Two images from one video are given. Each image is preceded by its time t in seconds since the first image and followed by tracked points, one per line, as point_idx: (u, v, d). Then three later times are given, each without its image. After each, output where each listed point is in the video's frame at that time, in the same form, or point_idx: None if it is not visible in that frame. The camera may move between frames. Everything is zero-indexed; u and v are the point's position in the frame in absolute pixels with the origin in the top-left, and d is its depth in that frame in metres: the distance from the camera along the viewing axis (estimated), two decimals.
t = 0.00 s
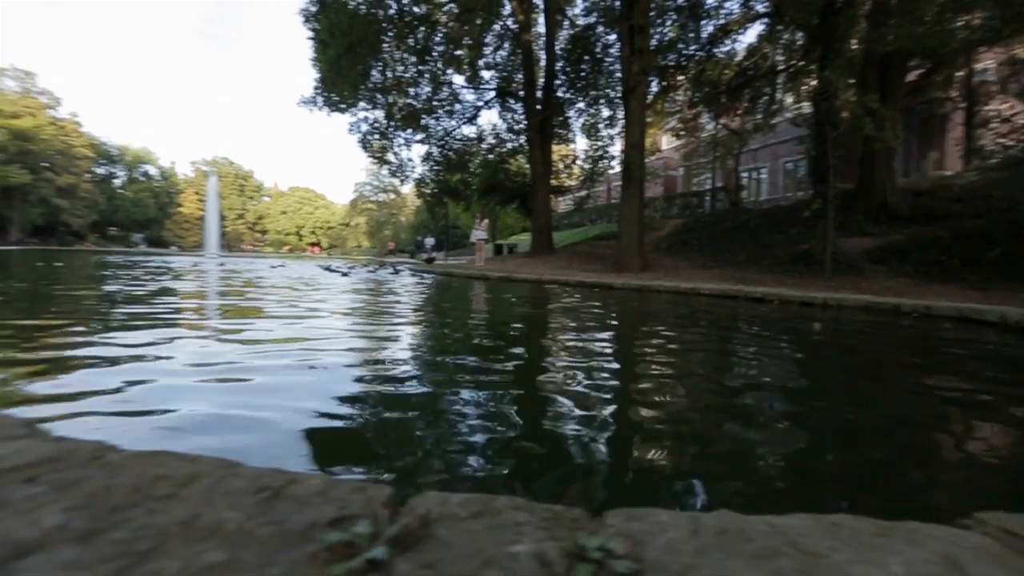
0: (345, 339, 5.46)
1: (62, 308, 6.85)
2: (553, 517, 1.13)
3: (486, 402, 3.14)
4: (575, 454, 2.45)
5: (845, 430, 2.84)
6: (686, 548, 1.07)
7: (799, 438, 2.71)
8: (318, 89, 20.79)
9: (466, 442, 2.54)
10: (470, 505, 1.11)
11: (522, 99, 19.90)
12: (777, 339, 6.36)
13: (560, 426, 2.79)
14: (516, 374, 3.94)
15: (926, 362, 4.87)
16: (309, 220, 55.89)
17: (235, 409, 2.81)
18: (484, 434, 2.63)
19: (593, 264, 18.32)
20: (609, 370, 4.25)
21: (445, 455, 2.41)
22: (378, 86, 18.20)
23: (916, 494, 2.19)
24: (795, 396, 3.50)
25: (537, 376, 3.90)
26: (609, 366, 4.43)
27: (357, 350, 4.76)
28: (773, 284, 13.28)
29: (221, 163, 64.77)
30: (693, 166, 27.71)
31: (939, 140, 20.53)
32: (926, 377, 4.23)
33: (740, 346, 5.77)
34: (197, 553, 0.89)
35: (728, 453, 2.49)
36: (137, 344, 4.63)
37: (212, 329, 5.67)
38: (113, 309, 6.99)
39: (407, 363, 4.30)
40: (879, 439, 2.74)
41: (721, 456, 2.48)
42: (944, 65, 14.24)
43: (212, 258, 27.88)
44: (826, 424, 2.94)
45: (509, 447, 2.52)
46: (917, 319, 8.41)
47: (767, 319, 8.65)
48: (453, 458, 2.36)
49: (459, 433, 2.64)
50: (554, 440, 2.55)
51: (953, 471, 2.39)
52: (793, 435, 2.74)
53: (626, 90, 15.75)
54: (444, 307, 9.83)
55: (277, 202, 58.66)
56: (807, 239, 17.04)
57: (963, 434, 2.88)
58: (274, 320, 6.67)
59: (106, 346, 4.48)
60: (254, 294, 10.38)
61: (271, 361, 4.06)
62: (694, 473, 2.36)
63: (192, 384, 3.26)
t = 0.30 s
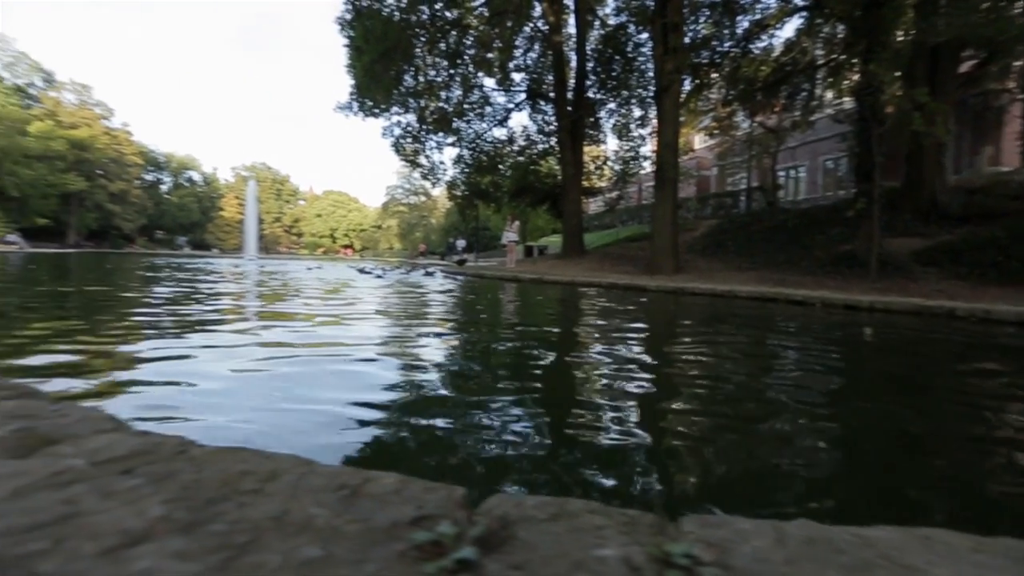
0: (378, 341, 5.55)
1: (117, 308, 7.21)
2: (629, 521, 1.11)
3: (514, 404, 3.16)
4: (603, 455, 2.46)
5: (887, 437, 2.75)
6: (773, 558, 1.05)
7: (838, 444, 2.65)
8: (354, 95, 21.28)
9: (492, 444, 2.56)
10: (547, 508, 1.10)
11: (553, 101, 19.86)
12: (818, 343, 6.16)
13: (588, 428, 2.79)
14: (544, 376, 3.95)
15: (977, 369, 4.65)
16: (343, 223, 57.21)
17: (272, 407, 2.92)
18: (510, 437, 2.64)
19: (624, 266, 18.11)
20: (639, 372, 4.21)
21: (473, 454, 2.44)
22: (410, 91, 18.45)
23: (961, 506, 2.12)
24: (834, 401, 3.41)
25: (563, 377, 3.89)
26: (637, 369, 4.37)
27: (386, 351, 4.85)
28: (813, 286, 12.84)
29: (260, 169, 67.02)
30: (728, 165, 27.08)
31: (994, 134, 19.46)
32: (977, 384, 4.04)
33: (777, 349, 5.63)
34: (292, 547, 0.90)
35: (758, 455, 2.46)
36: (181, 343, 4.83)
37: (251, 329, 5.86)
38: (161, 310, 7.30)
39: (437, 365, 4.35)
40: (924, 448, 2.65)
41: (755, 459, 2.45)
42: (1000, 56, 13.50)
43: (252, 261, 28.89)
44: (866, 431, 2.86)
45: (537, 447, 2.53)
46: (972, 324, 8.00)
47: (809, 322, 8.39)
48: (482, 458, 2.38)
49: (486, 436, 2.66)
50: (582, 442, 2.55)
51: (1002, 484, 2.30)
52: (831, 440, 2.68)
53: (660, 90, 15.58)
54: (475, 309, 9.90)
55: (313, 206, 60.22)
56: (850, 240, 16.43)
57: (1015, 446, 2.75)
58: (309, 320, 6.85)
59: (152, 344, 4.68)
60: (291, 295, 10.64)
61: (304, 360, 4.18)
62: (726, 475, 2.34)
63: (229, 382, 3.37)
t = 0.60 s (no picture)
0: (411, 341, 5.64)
1: (165, 309, 7.53)
2: (708, 529, 1.10)
3: (543, 403, 3.17)
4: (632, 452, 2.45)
5: (933, 438, 2.66)
6: (865, 570, 1.01)
7: (881, 445, 2.58)
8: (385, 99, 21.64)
9: (519, 442, 2.58)
10: (623, 513, 1.10)
11: (583, 101, 19.75)
12: (861, 346, 5.96)
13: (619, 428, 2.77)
14: (572, 377, 3.94)
15: None
16: (374, 226, 58.23)
17: (305, 404, 3.01)
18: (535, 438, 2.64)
19: (656, 267, 17.83)
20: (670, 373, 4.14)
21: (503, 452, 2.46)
22: (441, 95, 18.60)
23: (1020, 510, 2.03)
24: (877, 404, 3.30)
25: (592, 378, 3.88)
26: (668, 370, 4.31)
27: (418, 351, 4.93)
28: (854, 288, 12.35)
29: (295, 173, 68.86)
30: (763, 164, 26.37)
31: None
32: None
33: (818, 352, 5.45)
34: (380, 546, 0.92)
35: (799, 458, 2.40)
36: (221, 342, 5.00)
37: (287, 329, 6.04)
38: (203, 310, 7.58)
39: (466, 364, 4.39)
40: (974, 450, 2.55)
41: (793, 458, 2.41)
42: None
43: (288, 263, 29.68)
44: (914, 434, 2.76)
45: (567, 444, 2.54)
46: None
47: (853, 325, 8.10)
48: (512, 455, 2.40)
49: (513, 435, 2.68)
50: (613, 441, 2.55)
51: None
52: (874, 441, 2.61)
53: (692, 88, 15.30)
54: (504, 309, 9.92)
55: (345, 209, 61.51)
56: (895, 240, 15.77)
57: None
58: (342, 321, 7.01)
59: (195, 343, 4.86)
60: (326, 296, 10.88)
61: (338, 359, 4.29)
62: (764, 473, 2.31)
63: (268, 380, 3.48)
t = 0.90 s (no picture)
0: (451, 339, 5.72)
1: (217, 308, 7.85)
2: (812, 541, 1.05)
3: (579, 400, 3.16)
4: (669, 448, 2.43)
5: (1007, 444, 2.51)
6: None
7: (945, 447, 2.46)
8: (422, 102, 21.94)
9: (553, 436, 2.57)
10: (719, 522, 1.07)
11: (620, 98, 19.48)
12: (922, 349, 5.66)
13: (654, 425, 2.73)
14: (609, 375, 3.90)
15: None
16: (411, 226, 59.19)
17: (344, 399, 3.10)
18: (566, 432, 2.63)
19: (697, 267, 17.41)
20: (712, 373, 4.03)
21: (536, 447, 2.46)
22: (477, 96, 18.86)
23: None
24: (936, 409, 3.13)
25: (632, 377, 3.83)
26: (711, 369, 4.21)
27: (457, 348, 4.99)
28: (909, 289, 11.73)
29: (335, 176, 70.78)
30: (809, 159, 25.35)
31: None
32: None
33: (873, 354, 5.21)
34: (483, 547, 0.93)
35: (857, 460, 2.30)
36: (266, 338, 5.20)
37: (328, 326, 6.21)
38: (251, 309, 7.88)
39: (502, 361, 4.41)
40: None
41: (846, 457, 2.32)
42: None
43: (330, 264, 30.63)
44: (983, 438, 2.61)
45: (602, 442, 2.53)
46: None
47: (914, 327, 7.66)
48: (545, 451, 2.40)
49: (545, 428, 2.69)
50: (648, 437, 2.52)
51: None
52: (933, 443, 2.49)
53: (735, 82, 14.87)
54: (541, 309, 9.91)
55: (383, 210, 62.79)
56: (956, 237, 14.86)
57: None
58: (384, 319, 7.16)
59: (243, 339, 5.05)
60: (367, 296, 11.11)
61: (380, 356, 4.39)
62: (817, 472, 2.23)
63: (315, 375, 3.61)
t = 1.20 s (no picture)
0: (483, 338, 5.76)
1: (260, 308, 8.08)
2: (916, 557, 1.00)
3: (614, 400, 3.13)
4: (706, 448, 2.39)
5: None
6: None
7: (1008, 456, 2.33)
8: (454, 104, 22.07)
9: (588, 435, 2.56)
10: (812, 533, 1.03)
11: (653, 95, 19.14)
12: (982, 351, 5.36)
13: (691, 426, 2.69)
14: (645, 375, 3.85)
15: None
16: (443, 228, 59.93)
17: (381, 396, 3.16)
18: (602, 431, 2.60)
19: (734, 267, 16.96)
20: (751, 375, 3.92)
21: (570, 445, 2.45)
22: (509, 97, 18.90)
23: None
24: (993, 414, 2.98)
25: (665, 377, 3.79)
26: (748, 370, 4.12)
27: (489, 347, 5.04)
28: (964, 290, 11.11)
29: (369, 179, 72.26)
30: (853, 154, 24.34)
31: None
32: None
33: (928, 356, 4.98)
34: (573, 554, 0.93)
35: (904, 464, 2.23)
36: (304, 336, 5.33)
37: (363, 326, 6.34)
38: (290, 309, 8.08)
39: (535, 361, 4.42)
40: None
41: (892, 460, 2.24)
42: None
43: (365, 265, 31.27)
44: None
45: (637, 441, 2.50)
46: None
47: (974, 329, 7.25)
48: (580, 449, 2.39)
49: (579, 427, 2.67)
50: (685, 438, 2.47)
51: None
52: (995, 452, 2.36)
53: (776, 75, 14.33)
54: (574, 309, 9.84)
55: (415, 212, 63.73)
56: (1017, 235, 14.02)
57: None
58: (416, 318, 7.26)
59: (284, 337, 5.20)
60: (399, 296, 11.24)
61: (413, 354, 4.48)
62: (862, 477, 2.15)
63: (352, 372, 3.72)
